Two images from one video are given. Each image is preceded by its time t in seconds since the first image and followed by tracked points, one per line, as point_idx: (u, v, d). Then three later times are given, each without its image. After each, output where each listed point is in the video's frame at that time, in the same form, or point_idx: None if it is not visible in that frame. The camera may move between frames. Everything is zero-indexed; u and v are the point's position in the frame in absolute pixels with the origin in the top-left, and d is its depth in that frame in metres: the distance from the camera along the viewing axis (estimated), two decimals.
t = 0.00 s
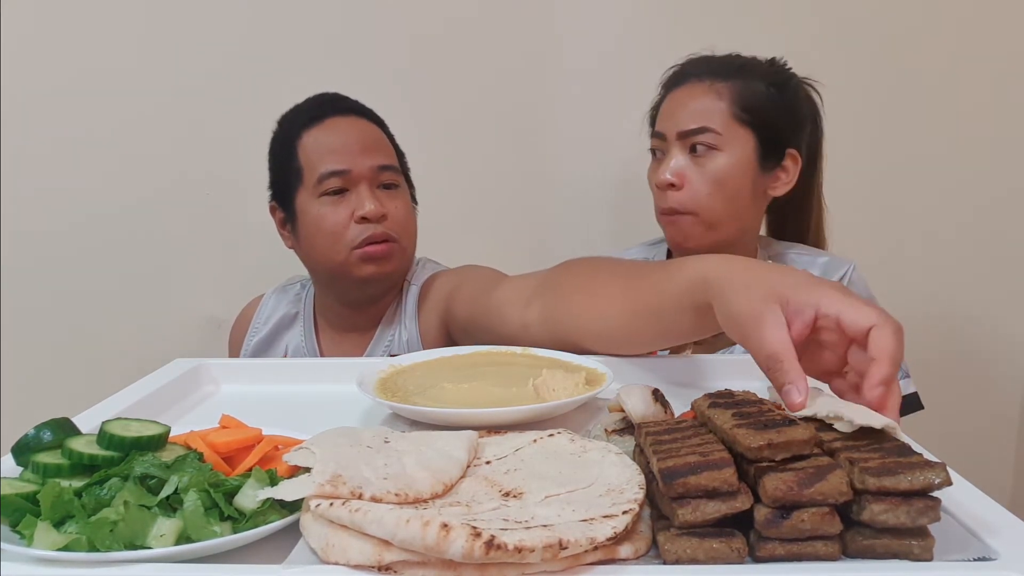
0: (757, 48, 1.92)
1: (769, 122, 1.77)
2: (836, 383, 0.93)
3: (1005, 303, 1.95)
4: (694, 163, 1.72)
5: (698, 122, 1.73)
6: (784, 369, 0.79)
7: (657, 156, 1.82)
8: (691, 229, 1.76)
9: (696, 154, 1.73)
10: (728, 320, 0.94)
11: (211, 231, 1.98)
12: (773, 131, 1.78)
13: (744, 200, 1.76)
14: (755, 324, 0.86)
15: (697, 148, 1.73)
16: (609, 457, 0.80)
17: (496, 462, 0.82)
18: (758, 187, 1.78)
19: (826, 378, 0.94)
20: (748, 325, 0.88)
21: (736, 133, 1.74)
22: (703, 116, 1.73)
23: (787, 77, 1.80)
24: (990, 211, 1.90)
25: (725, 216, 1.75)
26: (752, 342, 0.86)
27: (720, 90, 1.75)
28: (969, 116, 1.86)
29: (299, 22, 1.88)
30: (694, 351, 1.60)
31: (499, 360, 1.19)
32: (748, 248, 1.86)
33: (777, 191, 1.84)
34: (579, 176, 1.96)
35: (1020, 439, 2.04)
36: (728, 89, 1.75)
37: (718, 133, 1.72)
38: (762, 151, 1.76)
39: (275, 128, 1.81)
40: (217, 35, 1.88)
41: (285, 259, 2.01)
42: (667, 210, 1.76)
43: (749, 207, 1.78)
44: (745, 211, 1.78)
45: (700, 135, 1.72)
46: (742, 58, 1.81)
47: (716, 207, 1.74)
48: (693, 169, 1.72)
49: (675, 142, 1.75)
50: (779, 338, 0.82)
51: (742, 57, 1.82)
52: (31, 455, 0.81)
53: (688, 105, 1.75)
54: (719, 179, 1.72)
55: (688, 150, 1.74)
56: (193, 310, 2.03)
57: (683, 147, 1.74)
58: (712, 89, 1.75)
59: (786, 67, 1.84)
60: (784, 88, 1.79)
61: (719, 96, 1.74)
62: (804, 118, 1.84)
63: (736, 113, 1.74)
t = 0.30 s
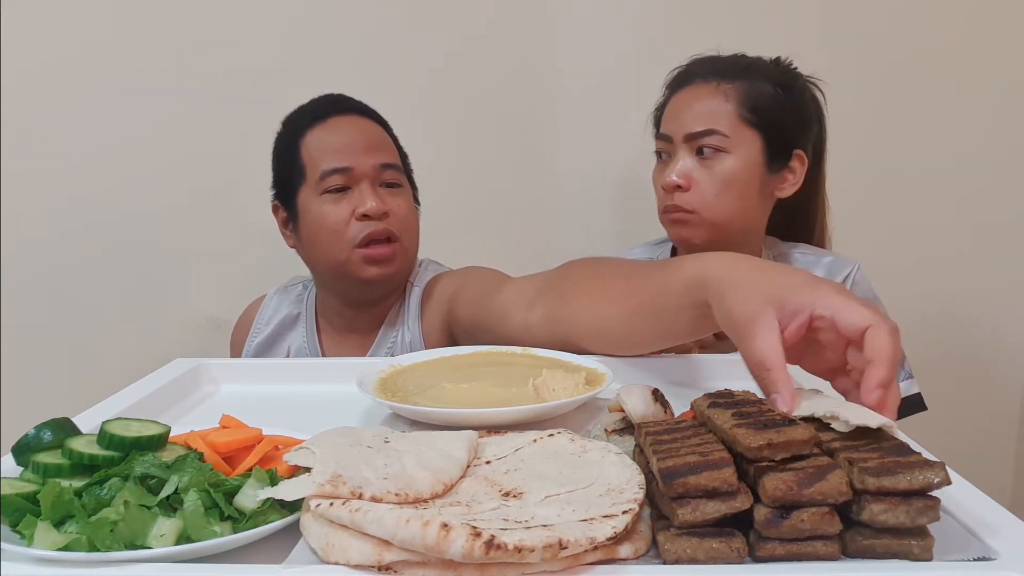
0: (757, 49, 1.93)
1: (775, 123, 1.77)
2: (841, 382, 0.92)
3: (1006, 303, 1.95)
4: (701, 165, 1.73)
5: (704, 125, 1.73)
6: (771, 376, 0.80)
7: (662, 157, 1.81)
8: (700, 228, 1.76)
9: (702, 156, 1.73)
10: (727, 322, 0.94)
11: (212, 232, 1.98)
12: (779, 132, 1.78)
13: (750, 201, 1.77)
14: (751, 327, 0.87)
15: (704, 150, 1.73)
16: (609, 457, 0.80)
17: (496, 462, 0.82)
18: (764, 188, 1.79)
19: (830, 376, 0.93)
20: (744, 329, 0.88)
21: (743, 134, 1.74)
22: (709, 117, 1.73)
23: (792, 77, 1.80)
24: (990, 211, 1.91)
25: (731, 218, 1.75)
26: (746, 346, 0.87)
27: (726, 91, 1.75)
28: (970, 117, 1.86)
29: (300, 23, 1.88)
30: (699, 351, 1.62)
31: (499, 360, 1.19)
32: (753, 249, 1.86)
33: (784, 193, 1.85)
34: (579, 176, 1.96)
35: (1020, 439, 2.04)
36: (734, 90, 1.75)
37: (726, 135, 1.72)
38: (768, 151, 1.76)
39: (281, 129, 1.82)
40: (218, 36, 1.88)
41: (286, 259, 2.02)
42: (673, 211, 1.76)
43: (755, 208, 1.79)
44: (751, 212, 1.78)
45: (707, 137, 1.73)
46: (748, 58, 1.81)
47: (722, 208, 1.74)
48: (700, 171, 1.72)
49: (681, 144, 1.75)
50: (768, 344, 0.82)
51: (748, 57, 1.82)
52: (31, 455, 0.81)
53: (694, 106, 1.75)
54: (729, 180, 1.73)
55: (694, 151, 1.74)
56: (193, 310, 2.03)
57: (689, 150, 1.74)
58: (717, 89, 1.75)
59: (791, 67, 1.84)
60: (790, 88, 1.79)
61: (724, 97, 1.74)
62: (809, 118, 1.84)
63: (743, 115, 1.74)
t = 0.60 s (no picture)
0: (757, 49, 1.93)
1: (776, 122, 1.77)
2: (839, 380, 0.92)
3: (1005, 303, 1.95)
4: (701, 165, 1.73)
5: (704, 125, 1.73)
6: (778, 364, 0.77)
7: (662, 158, 1.82)
8: (699, 229, 1.76)
9: (702, 157, 1.73)
10: (727, 316, 0.93)
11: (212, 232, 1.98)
12: (780, 132, 1.78)
13: (751, 201, 1.76)
14: (751, 320, 0.86)
15: (704, 151, 1.73)
16: (609, 457, 0.80)
17: (496, 462, 0.82)
18: (765, 188, 1.79)
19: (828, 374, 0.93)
20: (742, 325, 0.87)
21: (744, 135, 1.74)
22: (709, 117, 1.73)
23: (793, 78, 1.80)
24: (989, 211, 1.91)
25: (732, 219, 1.75)
26: (747, 337, 0.85)
27: (727, 91, 1.75)
28: (971, 117, 1.87)
29: (301, 24, 1.88)
30: (699, 351, 1.62)
31: (499, 360, 1.19)
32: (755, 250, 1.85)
33: (784, 193, 1.84)
34: (580, 176, 1.97)
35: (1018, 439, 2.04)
36: (735, 90, 1.75)
37: (726, 136, 1.72)
38: (768, 152, 1.76)
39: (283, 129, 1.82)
40: (218, 36, 1.88)
41: (286, 259, 2.02)
42: (673, 211, 1.76)
43: (757, 208, 1.78)
44: (753, 213, 1.78)
45: (707, 137, 1.72)
46: (748, 58, 1.81)
47: (721, 208, 1.73)
48: (700, 172, 1.72)
49: (682, 145, 1.75)
50: (772, 335, 0.80)
51: (748, 57, 1.82)
52: (31, 455, 0.81)
53: (694, 106, 1.75)
54: (729, 181, 1.72)
55: (694, 151, 1.74)
56: (193, 310, 2.03)
57: (689, 150, 1.74)
58: (718, 89, 1.75)
59: (792, 67, 1.84)
60: (791, 88, 1.79)
61: (726, 97, 1.74)
62: (810, 119, 1.84)
63: (743, 115, 1.74)
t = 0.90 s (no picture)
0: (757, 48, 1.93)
1: (775, 122, 1.76)
2: (847, 378, 0.92)
3: (1005, 303, 1.96)
4: (699, 166, 1.72)
5: (702, 125, 1.72)
6: (783, 377, 0.77)
7: (660, 159, 1.82)
8: (695, 233, 1.78)
9: (700, 157, 1.73)
10: (729, 321, 0.91)
11: (212, 231, 1.98)
12: (779, 132, 1.78)
13: (749, 202, 1.76)
14: (754, 326, 0.84)
15: (701, 151, 1.72)
16: (609, 457, 0.80)
17: (495, 462, 0.82)
18: (764, 188, 1.78)
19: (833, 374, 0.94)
20: (747, 328, 0.86)
21: (742, 135, 1.74)
22: (707, 117, 1.73)
23: (792, 77, 1.80)
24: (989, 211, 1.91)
25: (729, 219, 1.75)
26: (752, 346, 0.83)
27: (725, 91, 1.75)
28: (971, 116, 1.87)
29: (301, 23, 1.88)
30: (698, 353, 1.62)
31: (499, 360, 1.19)
32: (755, 250, 1.85)
33: (782, 193, 1.84)
34: (579, 176, 1.97)
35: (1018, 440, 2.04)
36: (733, 90, 1.75)
37: (724, 136, 1.72)
38: (766, 152, 1.76)
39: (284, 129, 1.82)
40: (218, 36, 1.88)
41: (286, 259, 2.02)
42: (671, 211, 1.76)
43: (754, 209, 1.78)
44: (751, 214, 1.78)
45: (705, 137, 1.72)
46: (747, 58, 1.81)
47: (719, 208, 1.73)
48: (697, 172, 1.72)
49: (679, 145, 1.75)
50: (780, 341, 0.79)
51: (746, 57, 1.82)
52: (31, 455, 0.81)
53: (693, 106, 1.75)
54: (724, 182, 1.72)
55: (693, 151, 1.73)
56: (194, 310, 2.04)
57: (687, 150, 1.74)
58: (717, 89, 1.75)
59: (791, 67, 1.84)
60: (790, 88, 1.79)
61: (724, 97, 1.74)
62: (809, 118, 1.84)
63: (741, 115, 1.74)
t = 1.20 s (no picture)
0: (758, 49, 1.93)
1: (774, 123, 1.76)
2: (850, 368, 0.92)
3: (1005, 303, 1.96)
4: (696, 166, 1.72)
5: (701, 126, 1.73)
6: (775, 383, 0.76)
7: (659, 159, 1.82)
8: (695, 231, 1.77)
9: (697, 157, 1.73)
10: (723, 326, 0.91)
11: (212, 231, 1.98)
12: (778, 133, 1.78)
13: (748, 202, 1.76)
14: (746, 331, 0.84)
15: (699, 151, 1.72)
16: (609, 457, 0.80)
17: (496, 462, 0.82)
18: (762, 189, 1.78)
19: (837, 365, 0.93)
20: (741, 331, 0.85)
21: (741, 136, 1.74)
22: (706, 118, 1.73)
23: (791, 78, 1.80)
24: (989, 212, 1.91)
25: (728, 220, 1.75)
26: (745, 352, 0.83)
27: (723, 92, 1.75)
28: (971, 117, 1.87)
29: (301, 23, 1.89)
30: (698, 353, 1.62)
31: (499, 360, 1.19)
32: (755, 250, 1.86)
33: (780, 195, 1.84)
34: (580, 177, 1.97)
35: (1018, 440, 2.05)
36: (732, 91, 1.75)
37: (721, 137, 1.72)
38: (764, 153, 1.76)
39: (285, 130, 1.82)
40: (219, 37, 1.89)
41: (287, 259, 2.02)
42: (669, 211, 1.76)
43: (752, 211, 1.78)
44: (749, 214, 1.78)
45: (703, 138, 1.72)
46: (747, 59, 1.81)
47: (716, 209, 1.73)
48: (695, 172, 1.72)
49: (677, 145, 1.75)
50: (770, 346, 0.79)
51: (744, 57, 1.82)
52: (31, 455, 0.81)
53: (692, 106, 1.75)
54: (722, 182, 1.72)
55: (690, 151, 1.73)
56: (194, 310, 2.04)
57: (685, 150, 1.74)
58: (715, 90, 1.76)
59: (790, 67, 1.84)
60: (789, 89, 1.79)
61: (722, 97, 1.74)
62: (809, 119, 1.84)
63: (738, 115, 1.74)
